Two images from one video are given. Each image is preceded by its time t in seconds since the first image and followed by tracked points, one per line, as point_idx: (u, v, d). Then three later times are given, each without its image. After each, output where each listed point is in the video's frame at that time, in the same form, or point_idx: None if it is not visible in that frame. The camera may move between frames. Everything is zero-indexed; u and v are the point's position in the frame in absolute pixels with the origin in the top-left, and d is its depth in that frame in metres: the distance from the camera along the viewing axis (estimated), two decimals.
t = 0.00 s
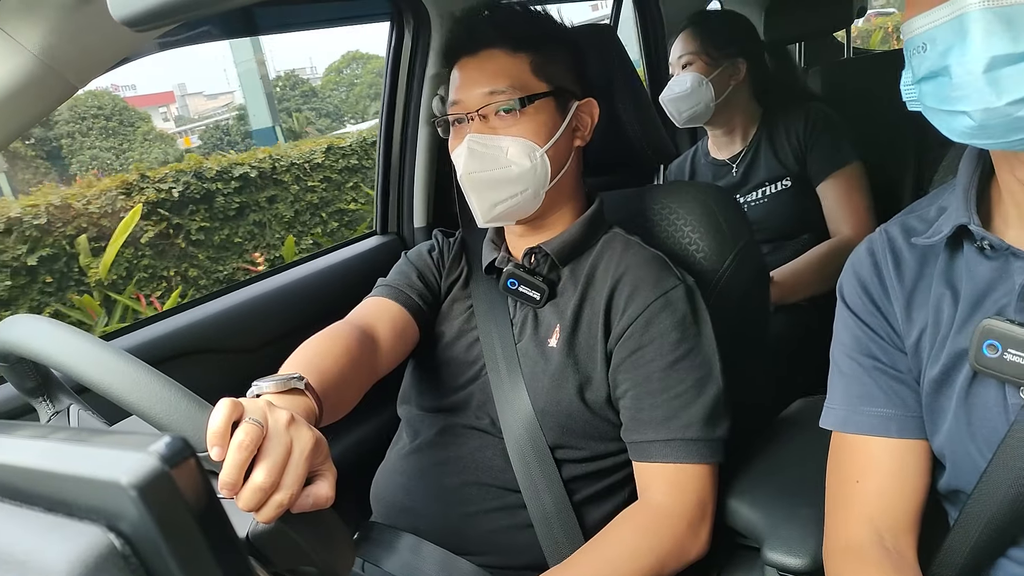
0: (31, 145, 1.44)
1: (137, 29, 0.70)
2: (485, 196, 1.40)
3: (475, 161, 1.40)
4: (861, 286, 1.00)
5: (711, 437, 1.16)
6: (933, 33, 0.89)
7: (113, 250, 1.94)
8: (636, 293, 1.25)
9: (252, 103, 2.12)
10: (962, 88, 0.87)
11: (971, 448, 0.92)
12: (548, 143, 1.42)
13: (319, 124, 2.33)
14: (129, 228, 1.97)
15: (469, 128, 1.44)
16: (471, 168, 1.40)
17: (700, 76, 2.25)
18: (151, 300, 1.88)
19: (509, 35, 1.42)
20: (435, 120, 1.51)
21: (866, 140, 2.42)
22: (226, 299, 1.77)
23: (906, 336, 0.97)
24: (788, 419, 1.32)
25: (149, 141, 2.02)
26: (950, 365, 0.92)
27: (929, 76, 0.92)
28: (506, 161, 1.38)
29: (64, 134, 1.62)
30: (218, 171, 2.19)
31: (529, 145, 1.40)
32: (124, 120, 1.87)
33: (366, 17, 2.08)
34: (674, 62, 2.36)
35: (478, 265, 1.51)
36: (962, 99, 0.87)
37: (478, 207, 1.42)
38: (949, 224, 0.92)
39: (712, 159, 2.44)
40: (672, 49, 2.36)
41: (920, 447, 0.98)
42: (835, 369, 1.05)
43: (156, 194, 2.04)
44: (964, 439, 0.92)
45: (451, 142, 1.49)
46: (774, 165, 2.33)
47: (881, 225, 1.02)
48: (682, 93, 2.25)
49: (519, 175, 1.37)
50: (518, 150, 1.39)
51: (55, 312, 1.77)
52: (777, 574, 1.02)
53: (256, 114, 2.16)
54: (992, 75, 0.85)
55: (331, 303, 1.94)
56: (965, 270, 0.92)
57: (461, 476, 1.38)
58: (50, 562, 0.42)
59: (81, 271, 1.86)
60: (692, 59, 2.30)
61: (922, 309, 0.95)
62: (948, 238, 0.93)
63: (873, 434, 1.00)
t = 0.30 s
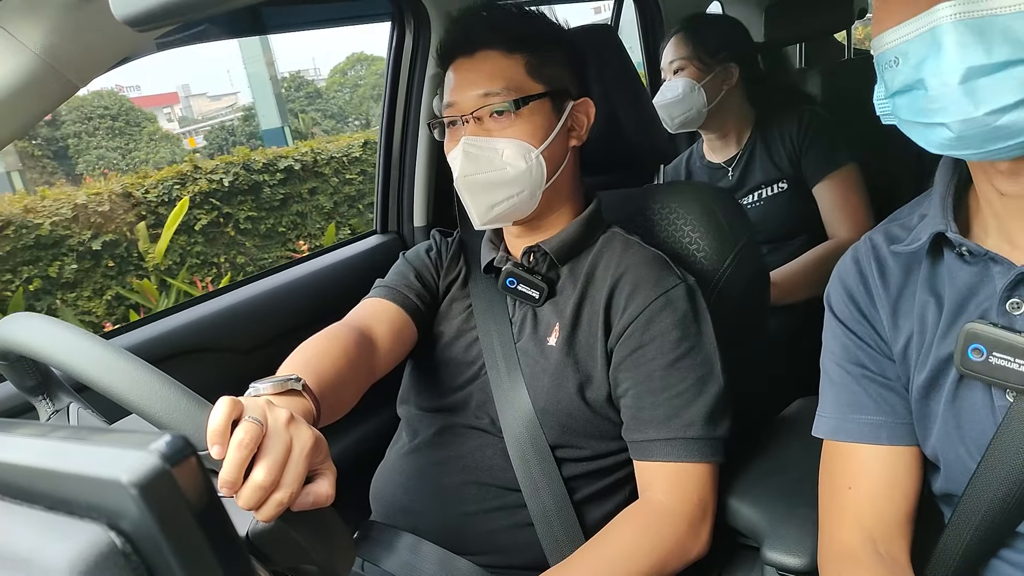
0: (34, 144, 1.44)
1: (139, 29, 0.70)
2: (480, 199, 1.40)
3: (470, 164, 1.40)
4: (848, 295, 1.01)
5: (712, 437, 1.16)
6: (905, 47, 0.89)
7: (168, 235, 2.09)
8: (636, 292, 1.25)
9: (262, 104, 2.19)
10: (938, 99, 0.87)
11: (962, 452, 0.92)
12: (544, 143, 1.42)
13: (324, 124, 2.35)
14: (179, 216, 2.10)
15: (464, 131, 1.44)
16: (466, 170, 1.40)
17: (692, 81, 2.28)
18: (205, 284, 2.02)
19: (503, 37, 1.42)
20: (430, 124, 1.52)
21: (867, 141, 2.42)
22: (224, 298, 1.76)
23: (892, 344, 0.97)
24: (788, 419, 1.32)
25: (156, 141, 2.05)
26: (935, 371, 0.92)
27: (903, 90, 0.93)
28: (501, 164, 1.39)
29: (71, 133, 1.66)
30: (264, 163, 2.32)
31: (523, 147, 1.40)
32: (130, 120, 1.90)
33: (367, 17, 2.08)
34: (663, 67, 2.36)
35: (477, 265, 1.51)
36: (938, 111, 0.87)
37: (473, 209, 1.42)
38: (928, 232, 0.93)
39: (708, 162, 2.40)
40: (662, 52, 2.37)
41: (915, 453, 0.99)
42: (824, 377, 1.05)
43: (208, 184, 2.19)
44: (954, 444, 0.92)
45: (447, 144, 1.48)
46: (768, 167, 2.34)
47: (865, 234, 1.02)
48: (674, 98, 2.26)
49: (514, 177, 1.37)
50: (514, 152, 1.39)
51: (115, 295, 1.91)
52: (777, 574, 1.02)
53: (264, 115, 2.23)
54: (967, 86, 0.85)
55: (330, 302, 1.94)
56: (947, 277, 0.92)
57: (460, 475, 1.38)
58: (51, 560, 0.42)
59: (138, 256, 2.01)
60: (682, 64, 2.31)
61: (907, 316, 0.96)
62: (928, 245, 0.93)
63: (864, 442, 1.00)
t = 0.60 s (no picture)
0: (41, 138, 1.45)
1: (144, 29, 0.70)
2: (483, 204, 1.40)
3: (471, 169, 1.40)
4: (861, 290, 1.00)
5: (719, 435, 1.16)
6: (932, 48, 0.88)
7: (211, 224, 2.09)
8: (644, 291, 1.25)
9: (270, 99, 2.15)
10: (968, 101, 0.87)
11: (974, 454, 0.91)
12: (545, 147, 1.42)
13: (334, 120, 2.32)
14: (226, 204, 2.12)
15: (465, 135, 1.44)
16: (469, 177, 1.40)
17: (695, 86, 2.26)
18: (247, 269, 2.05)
19: (502, 39, 1.41)
20: (432, 126, 1.52)
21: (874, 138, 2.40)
22: (231, 298, 1.77)
23: (906, 340, 0.96)
24: (795, 418, 1.32)
25: (164, 136, 1.97)
26: (949, 369, 0.91)
27: (930, 89, 0.92)
28: (502, 169, 1.38)
29: (79, 130, 1.64)
30: (298, 153, 2.30)
31: (525, 151, 1.40)
32: (138, 113, 1.82)
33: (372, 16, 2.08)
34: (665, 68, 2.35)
35: (483, 263, 1.50)
36: (969, 115, 0.87)
37: (475, 213, 1.42)
38: (946, 230, 0.92)
39: (712, 161, 2.45)
40: (665, 51, 2.35)
41: (924, 452, 0.97)
42: (835, 372, 1.04)
43: (246, 173, 2.17)
44: (966, 445, 0.91)
45: (449, 148, 1.49)
46: (774, 167, 2.32)
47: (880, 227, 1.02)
48: (677, 103, 2.25)
49: (515, 182, 1.36)
50: (514, 157, 1.39)
51: (158, 280, 1.90)
52: (782, 573, 1.02)
53: (274, 110, 2.18)
54: (996, 89, 0.84)
55: (336, 300, 1.95)
56: (964, 275, 0.92)
57: (465, 475, 1.38)
58: (59, 558, 0.42)
59: (181, 243, 2.01)
60: (686, 67, 2.29)
61: (921, 313, 0.95)
62: (946, 244, 0.92)
63: (875, 438, 0.99)
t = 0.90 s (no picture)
0: (43, 138, 1.45)
1: (144, 28, 0.70)
2: (478, 204, 1.41)
3: (466, 169, 1.41)
4: (880, 272, 1.00)
5: (719, 434, 1.16)
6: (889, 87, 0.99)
7: (236, 218, 2.14)
8: (642, 288, 1.25)
9: (273, 100, 2.17)
10: (925, 129, 0.98)
11: (982, 451, 0.91)
12: (539, 146, 1.42)
13: (334, 118, 2.32)
14: (252, 200, 2.18)
15: (461, 136, 1.44)
16: (463, 177, 1.41)
17: (697, 88, 2.25)
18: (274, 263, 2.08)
19: (497, 41, 1.41)
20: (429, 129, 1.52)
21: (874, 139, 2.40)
22: (231, 297, 1.77)
23: (922, 326, 0.97)
24: (795, 418, 1.32)
25: (164, 135, 1.99)
26: (962, 362, 0.91)
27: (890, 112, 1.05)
28: (497, 169, 1.38)
29: (81, 128, 1.66)
30: (317, 150, 2.34)
31: (518, 150, 1.39)
32: (138, 112, 1.84)
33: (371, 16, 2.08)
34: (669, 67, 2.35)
35: (482, 261, 1.50)
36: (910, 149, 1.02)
37: (472, 213, 1.42)
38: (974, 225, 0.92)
39: (712, 161, 2.45)
40: (669, 51, 2.35)
41: (932, 438, 0.98)
42: (850, 355, 1.04)
43: (268, 168, 2.23)
44: (976, 441, 0.91)
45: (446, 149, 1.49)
46: (771, 166, 2.32)
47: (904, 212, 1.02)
48: (678, 104, 2.26)
49: (509, 181, 1.36)
50: (509, 156, 1.39)
51: (185, 272, 1.94)
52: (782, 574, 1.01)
53: (275, 110, 2.20)
54: (938, 129, 0.96)
55: (336, 300, 1.95)
56: (985, 268, 0.92)
57: (465, 474, 1.38)
58: (59, 559, 0.42)
59: (205, 237, 2.05)
60: (688, 68, 2.29)
61: (940, 301, 0.95)
62: (970, 237, 0.92)
63: (887, 422, 0.99)
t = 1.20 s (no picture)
0: (49, 140, 1.49)
1: (144, 29, 0.70)
2: (481, 206, 1.41)
3: (469, 171, 1.40)
4: (892, 263, 1.00)
5: (720, 433, 1.16)
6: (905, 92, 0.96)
7: (261, 216, 2.07)
8: (646, 288, 1.25)
9: (280, 97, 2.06)
10: (943, 136, 0.95)
11: (993, 451, 0.90)
12: (542, 148, 1.41)
13: (339, 122, 2.22)
14: (279, 197, 2.12)
15: (463, 137, 1.44)
16: (466, 179, 1.41)
17: (698, 84, 2.26)
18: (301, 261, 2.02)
19: (497, 41, 1.41)
20: (430, 131, 1.52)
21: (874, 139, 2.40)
22: (232, 297, 1.77)
23: (935, 318, 0.96)
24: (797, 417, 1.32)
25: (170, 139, 1.86)
26: (979, 359, 0.91)
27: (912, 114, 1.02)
28: (499, 170, 1.38)
29: (84, 132, 1.61)
30: (336, 150, 2.25)
31: (521, 151, 1.39)
32: (144, 116, 1.76)
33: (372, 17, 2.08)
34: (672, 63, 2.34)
35: (484, 260, 1.50)
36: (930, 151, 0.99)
37: (474, 215, 1.43)
38: (993, 220, 0.91)
39: (714, 160, 2.44)
40: (671, 48, 2.34)
41: (941, 433, 0.97)
42: (859, 346, 1.04)
43: (290, 168, 2.14)
44: (987, 440, 0.91)
45: (448, 151, 1.49)
46: (775, 164, 2.32)
47: (919, 203, 1.02)
48: (680, 100, 2.25)
49: (513, 183, 1.36)
50: (512, 158, 1.39)
51: (210, 269, 1.89)
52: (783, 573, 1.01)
53: (282, 112, 2.08)
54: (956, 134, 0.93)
55: (337, 300, 1.95)
56: (1002, 263, 0.91)
57: (466, 474, 1.38)
58: (60, 558, 0.42)
59: (230, 235, 2.00)
60: (690, 64, 2.29)
61: (954, 294, 0.95)
62: (989, 233, 0.91)
63: (894, 415, 0.98)
